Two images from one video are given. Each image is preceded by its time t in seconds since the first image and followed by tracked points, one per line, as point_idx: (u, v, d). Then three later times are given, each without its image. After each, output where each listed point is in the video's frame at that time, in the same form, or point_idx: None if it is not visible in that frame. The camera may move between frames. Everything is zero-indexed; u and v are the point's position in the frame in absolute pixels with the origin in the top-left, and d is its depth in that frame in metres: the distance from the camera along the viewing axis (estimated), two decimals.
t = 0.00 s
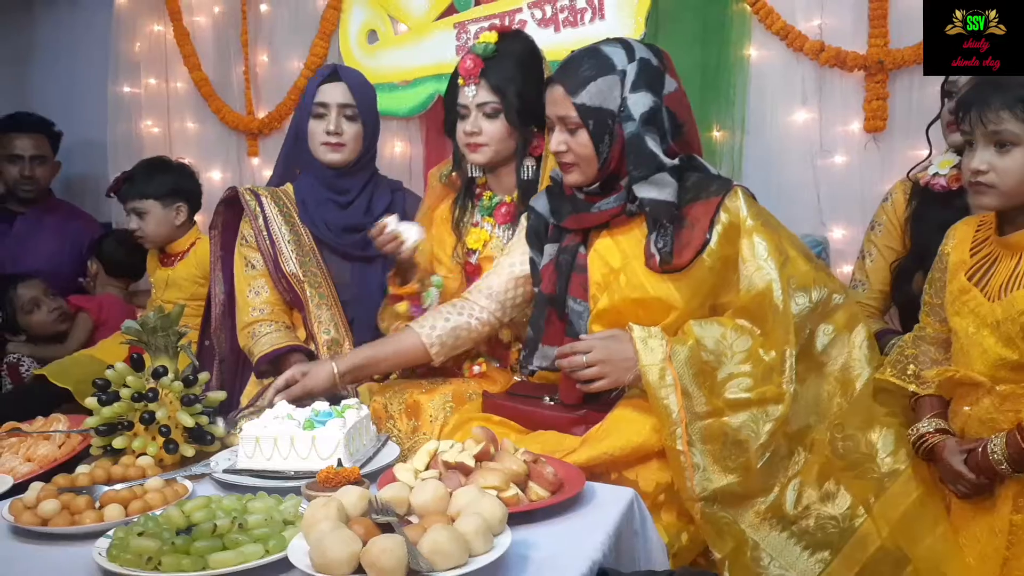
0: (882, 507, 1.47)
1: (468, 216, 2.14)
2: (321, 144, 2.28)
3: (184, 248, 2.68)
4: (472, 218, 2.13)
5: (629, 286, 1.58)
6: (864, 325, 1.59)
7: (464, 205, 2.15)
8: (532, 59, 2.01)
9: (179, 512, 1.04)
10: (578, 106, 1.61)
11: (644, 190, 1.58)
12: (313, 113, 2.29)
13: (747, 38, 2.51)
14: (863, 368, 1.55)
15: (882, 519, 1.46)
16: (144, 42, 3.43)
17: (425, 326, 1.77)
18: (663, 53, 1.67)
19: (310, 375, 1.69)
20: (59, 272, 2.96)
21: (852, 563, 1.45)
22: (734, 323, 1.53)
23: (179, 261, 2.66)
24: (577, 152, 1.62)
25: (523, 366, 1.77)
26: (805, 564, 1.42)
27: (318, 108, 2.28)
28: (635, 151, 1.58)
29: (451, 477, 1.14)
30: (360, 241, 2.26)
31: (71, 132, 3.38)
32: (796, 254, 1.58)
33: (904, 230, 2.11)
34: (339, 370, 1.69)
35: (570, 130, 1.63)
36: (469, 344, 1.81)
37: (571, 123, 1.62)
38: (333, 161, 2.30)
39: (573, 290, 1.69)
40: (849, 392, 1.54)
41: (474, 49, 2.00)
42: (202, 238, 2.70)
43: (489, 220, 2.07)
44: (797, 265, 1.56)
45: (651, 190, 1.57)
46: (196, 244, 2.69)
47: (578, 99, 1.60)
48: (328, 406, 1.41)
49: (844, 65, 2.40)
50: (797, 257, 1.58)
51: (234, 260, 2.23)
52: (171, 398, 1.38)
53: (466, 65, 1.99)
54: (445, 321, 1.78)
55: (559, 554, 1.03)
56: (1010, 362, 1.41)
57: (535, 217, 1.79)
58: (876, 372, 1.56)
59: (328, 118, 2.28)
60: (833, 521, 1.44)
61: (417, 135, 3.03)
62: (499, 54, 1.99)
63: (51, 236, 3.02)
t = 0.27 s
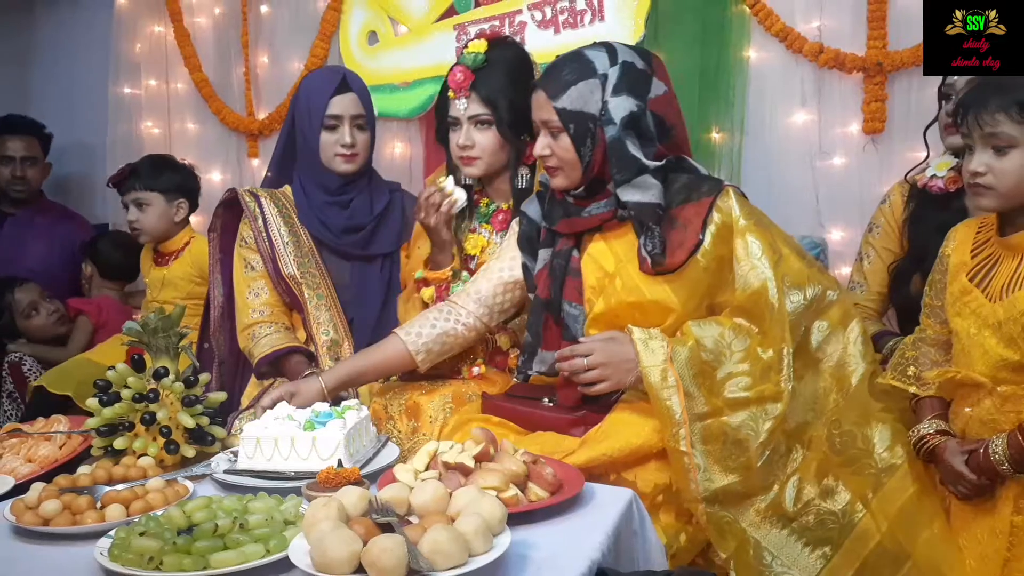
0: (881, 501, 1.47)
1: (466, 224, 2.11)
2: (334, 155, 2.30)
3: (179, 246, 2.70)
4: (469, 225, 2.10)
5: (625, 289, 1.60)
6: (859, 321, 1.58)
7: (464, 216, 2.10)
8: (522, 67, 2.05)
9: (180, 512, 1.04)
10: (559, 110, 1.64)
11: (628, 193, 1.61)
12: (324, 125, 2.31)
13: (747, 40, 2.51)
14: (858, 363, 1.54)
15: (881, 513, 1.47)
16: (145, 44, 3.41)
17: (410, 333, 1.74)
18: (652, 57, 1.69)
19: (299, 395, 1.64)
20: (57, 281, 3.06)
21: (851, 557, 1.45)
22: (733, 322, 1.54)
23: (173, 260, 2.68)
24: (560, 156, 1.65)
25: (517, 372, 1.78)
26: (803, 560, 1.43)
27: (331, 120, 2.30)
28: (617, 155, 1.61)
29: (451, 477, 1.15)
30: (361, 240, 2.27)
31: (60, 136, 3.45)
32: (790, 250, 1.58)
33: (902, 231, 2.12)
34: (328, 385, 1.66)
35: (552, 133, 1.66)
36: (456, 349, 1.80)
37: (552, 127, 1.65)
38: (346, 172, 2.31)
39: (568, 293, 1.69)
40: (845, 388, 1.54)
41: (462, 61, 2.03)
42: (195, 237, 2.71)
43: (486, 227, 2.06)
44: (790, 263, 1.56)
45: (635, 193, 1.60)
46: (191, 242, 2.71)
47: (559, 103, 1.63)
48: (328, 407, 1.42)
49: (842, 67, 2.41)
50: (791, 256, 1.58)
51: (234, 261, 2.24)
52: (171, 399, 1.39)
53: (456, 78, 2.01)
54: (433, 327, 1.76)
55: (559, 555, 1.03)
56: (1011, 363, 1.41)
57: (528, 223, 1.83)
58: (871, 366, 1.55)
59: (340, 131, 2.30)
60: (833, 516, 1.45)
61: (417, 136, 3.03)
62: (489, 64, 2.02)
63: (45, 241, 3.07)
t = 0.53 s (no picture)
0: (879, 501, 1.48)
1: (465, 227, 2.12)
2: (335, 158, 2.29)
3: (169, 241, 2.72)
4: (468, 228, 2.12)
5: (623, 289, 1.60)
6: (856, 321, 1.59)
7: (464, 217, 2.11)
8: (513, 73, 2.05)
9: (181, 510, 1.05)
10: (552, 110, 1.65)
11: (621, 193, 1.60)
12: (323, 130, 2.29)
13: (744, 43, 2.52)
14: (855, 364, 1.55)
15: (879, 513, 1.47)
16: (145, 43, 3.42)
17: (411, 333, 1.75)
18: (651, 59, 1.68)
19: (300, 396, 1.63)
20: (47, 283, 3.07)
21: (849, 557, 1.45)
22: (731, 322, 1.55)
23: (164, 256, 2.69)
24: (555, 155, 1.67)
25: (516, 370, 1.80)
26: (802, 560, 1.43)
27: (331, 125, 2.29)
28: (609, 155, 1.60)
29: (450, 476, 1.15)
30: (359, 239, 2.29)
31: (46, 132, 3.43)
32: (786, 251, 1.59)
33: (899, 232, 2.13)
34: (331, 386, 1.66)
35: (547, 133, 1.68)
36: (455, 349, 1.81)
37: (547, 126, 1.68)
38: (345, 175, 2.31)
39: (567, 292, 1.71)
40: (842, 388, 1.55)
41: (450, 71, 2.03)
42: (186, 231, 2.73)
43: (484, 231, 2.07)
44: (788, 263, 1.58)
45: (627, 193, 1.59)
46: (181, 237, 2.72)
47: (552, 104, 1.65)
48: (328, 406, 1.42)
49: (840, 69, 2.41)
50: (788, 256, 1.59)
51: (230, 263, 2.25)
52: (172, 397, 1.40)
53: (445, 90, 2.02)
54: (434, 325, 1.77)
55: (558, 553, 1.04)
56: (1010, 362, 1.42)
57: (527, 223, 1.84)
58: (868, 367, 1.56)
59: (340, 135, 2.29)
60: (830, 516, 1.46)
61: (417, 137, 3.04)
62: (477, 73, 2.03)
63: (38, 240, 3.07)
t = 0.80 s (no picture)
0: (879, 498, 1.48)
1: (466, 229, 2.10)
2: (343, 160, 2.29)
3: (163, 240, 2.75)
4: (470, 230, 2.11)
5: (625, 288, 1.61)
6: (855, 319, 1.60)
7: (464, 220, 2.10)
8: (510, 82, 2.09)
9: (184, 509, 1.05)
10: (557, 110, 1.66)
11: (624, 191, 1.61)
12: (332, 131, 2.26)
13: (744, 44, 2.52)
14: (855, 362, 1.56)
15: (880, 510, 1.48)
16: (147, 45, 3.42)
17: (411, 333, 1.76)
18: (650, 60, 1.70)
19: (301, 397, 1.63)
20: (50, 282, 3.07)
21: (850, 554, 1.46)
22: (731, 321, 1.55)
23: (158, 256, 2.72)
24: (560, 156, 1.67)
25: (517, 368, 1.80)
26: (803, 557, 1.44)
27: (340, 126, 2.26)
28: (613, 154, 1.61)
29: (452, 475, 1.16)
30: (353, 242, 2.28)
31: (43, 132, 3.44)
32: (786, 250, 1.60)
33: (899, 233, 2.14)
34: (332, 386, 1.66)
35: (552, 134, 1.68)
36: (455, 349, 1.82)
37: (551, 127, 1.68)
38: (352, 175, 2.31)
39: (567, 293, 1.71)
40: (843, 387, 1.55)
41: (446, 80, 2.05)
42: (179, 230, 2.76)
43: (485, 233, 2.07)
44: (788, 262, 1.58)
45: (630, 191, 1.60)
46: (175, 237, 2.75)
47: (558, 103, 1.66)
48: (330, 406, 1.43)
49: (840, 70, 2.42)
50: (789, 255, 1.60)
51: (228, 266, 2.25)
52: (175, 397, 1.40)
53: (442, 99, 2.04)
54: (432, 326, 1.77)
55: (559, 552, 1.04)
56: (1015, 363, 1.43)
57: (528, 224, 1.84)
58: (868, 366, 1.56)
59: (348, 135, 2.27)
60: (831, 513, 1.46)
61: (418, 138, 3.05)
62: (474, 81, 2.05)
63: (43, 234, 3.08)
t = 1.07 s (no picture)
0: (878, 498, 1.49)
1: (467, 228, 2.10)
2: (321, 151, 2.26)
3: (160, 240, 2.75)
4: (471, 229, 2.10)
5: (624, 286, 1.61)
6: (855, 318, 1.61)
7: (465, 219, 2.10)
8: (510, 84, 2.09)
9: (186, 506, 1.05)
10: (567, 108, 1.64)
11: (632, 187, 1.61)
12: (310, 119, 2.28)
13: (745, 42, 2.53)
14: (855, 360, 1.57)
15: (879, 508, 1.48)
16: (147, 43, 3.43)
17: (410, 332, 1.76)
18: (645, 60, 1.72)
19: (301, 394, 1.63)
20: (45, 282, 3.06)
21: (849, 551, 1.46)
22: (730, 318, 1.56)
23: (155, 257, 2.72)
24: (568, 155, 1.65)
25: (518, 368, 1.80)
26: (802, 553, 1.44)
27: (316, 113, 2.27)
28: (624, 150, 1.62)
29: (453, 472, 1.16)
30: (352, 241, 2.26)
31: (43, 128, 3.40)
32: (785, 246, 1.61)
33: (899, 232, 2.14)
34: (331, 384, 1.66)
35: (560, 134, 1.67)
36: (455, 348, 1.82)
37: (560, 126, 1.66)
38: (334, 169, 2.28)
39: (567, 293, 1.71)
40: (843, 384, 1.56)
41: (446, 82, 2.05)
42: (175, 230, 2.76)
43: (486, 233, 2.06)
44: (787, 258, 1.59)
45: (639, 187, 1.61)
46: (171, 237, 2.75)
47: (567, 102, 1.64)
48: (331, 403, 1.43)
49: (841, 69, 2.42)
50: (789, 252, 1.61)
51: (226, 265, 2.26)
52: (176, 395, 1.41)
53: (441, 101, 2.04)
54: (432, 324, 1.78)
55: (560, 549, 1.05)
56: (1023, 366, 1.43)
57: (527, 224, 1.84)
58: (868, 365, 1.57)
59: (326, 124, 2.27)
60: (831, 511, 1.46)
61: (418, 136, 3.05)
62: (473, 83, 2.05)
63: (40, 235, 3.05)
